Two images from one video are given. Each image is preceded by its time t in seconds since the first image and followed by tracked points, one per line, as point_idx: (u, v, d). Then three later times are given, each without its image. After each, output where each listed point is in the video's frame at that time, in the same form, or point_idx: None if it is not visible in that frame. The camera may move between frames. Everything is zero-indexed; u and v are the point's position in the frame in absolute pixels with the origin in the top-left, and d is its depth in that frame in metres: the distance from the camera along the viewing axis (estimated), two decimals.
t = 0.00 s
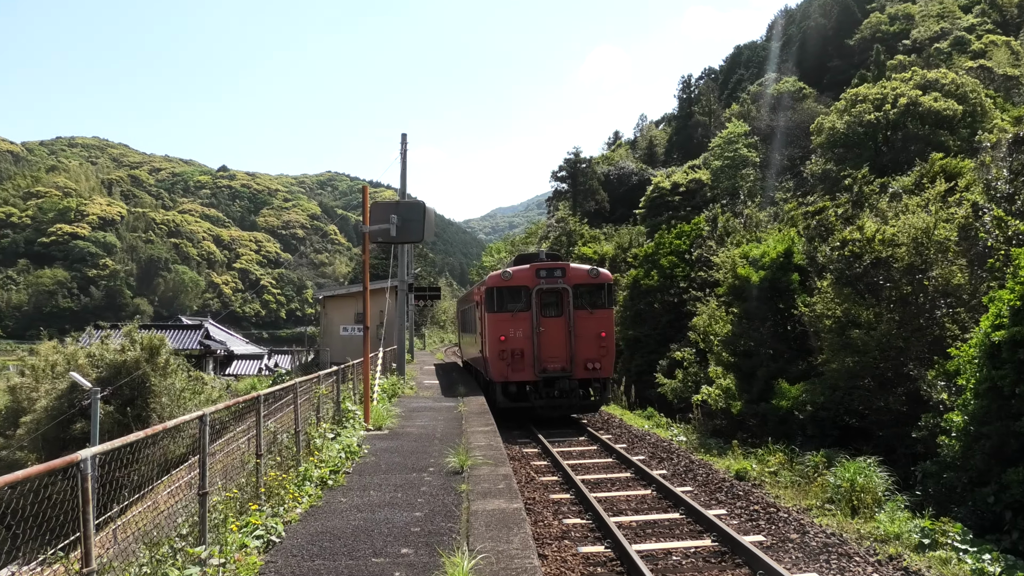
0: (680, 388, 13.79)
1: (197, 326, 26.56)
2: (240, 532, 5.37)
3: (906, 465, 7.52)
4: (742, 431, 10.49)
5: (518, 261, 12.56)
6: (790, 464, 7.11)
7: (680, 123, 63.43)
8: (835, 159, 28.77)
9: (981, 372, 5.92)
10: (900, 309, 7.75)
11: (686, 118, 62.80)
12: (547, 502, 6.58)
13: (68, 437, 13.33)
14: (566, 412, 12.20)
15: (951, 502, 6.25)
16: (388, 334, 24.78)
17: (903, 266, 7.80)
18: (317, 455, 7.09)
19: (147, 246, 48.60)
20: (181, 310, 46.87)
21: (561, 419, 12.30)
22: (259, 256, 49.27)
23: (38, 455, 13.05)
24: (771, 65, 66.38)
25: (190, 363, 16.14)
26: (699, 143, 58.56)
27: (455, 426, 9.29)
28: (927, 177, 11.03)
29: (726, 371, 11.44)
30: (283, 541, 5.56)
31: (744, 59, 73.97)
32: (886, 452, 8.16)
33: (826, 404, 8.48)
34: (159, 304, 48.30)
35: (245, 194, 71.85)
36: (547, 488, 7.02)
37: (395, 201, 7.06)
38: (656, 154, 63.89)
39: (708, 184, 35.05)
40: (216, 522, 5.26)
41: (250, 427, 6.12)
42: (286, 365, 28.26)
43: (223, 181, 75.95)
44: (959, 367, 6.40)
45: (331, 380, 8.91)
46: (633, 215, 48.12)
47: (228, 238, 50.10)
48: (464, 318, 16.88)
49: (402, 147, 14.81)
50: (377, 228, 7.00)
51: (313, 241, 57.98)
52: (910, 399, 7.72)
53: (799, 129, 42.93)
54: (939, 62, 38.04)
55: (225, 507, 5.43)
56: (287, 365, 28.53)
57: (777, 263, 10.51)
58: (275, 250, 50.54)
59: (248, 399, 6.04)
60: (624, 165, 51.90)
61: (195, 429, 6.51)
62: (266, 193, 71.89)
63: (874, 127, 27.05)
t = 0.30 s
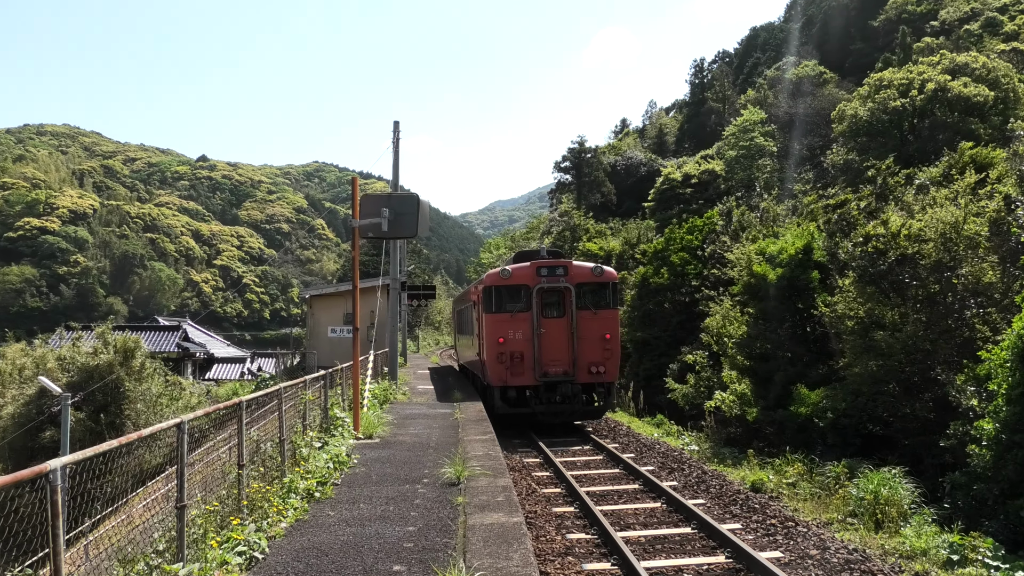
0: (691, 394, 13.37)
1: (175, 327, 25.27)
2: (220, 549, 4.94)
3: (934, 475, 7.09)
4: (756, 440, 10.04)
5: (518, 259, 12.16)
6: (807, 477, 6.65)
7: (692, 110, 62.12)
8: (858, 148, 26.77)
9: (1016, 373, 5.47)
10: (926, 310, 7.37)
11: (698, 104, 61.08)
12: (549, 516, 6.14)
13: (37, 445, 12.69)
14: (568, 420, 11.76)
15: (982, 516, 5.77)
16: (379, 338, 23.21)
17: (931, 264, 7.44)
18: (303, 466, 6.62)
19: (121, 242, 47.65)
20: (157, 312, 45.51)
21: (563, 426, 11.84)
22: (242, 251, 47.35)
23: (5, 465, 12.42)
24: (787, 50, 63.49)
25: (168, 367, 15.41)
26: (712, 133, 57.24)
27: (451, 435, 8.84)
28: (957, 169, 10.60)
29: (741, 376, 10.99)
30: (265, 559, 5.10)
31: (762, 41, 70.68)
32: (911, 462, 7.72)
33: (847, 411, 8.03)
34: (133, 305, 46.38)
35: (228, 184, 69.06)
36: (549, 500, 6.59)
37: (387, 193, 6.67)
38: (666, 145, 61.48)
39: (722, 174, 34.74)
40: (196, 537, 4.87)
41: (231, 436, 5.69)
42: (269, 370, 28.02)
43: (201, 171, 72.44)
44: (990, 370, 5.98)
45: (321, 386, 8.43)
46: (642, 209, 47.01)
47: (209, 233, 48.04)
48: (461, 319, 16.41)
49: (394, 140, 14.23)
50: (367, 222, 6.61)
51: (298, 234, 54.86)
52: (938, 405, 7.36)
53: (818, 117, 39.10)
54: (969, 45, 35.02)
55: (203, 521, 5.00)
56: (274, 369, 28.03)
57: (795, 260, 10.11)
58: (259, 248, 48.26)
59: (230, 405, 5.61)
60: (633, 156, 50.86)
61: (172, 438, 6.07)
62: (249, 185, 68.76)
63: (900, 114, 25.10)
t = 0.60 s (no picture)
0: (703, 400, 12.97)
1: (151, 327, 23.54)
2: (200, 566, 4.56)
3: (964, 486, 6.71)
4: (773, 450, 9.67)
5: (518, 256, 11.77)
6: (827, 489, 6.28)
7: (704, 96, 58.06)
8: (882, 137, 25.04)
9: None
10: (956, 309, 7.05)
11: (710, 90, 57.14)
12: (552, 531, 5.75)
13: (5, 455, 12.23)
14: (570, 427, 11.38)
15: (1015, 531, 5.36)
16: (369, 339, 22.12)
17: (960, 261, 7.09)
18: (288, 477, 6.20)
19: (93, 237, 47.21)
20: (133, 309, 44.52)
21: (565, 434, 11.43)
22: (221, 248, 49.73)
23: None
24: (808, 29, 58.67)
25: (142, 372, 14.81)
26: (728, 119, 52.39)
27: (446, 444, 8.43)
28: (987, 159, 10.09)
29: (758, 381, 10.69)
30: None
31: (779, 23, 65.14)
32: (939, 472, 7.34)
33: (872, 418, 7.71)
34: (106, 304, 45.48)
35: (205, 175, 66.79)
36: (552, 514, 6.20)
37: (377, 186, 6.53)
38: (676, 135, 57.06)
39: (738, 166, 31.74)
40: (173, 553, 4.50)
41: (212, 444, 5.30)
42: (251, 373, 27.73)
43: (178, 163, 69.62)
44: None
45: (308, 392, 8.01)
46: (652, 202, 42.65)
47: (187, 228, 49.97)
48: (457, 320, 16.00)
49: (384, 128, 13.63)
50: (356, 216, 6.43)
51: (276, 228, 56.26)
52: (968, 413, 6.96)
53: (838, 103, 36.52)
54: (1002, 26, 31.88)
55: (181, 537, 4.61)
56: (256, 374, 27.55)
57: (815, 257, 9.89)
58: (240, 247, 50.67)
59: (209, 412, 5.21)
60: (641, 145, 46.90)
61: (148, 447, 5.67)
62: (232, 176, 66.25)
63: (926, 100, 23.72)
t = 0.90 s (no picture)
0: (715, 406, 12.65)
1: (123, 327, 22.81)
2: None
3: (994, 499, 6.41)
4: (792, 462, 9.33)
5: (517, 254, 11.42)
6: (847, 502, 5.95)
7: (718, 82, 56.00)
8: (908, 125, 24.30)
9: None
10: (986, 309, 6.76)
11: (724, 76, 55.42)
12: (554, 546, 5.40)
13: None
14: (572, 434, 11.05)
15: None
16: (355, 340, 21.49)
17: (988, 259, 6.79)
18: (271, 488, 5.83)
19: (65, 233, 45.05)
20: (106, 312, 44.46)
21: (566, 441, 11.08)
22: (201, 244, 41.14)
23: None
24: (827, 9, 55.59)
25: (117, 376, 14.17)
26: (743, 108, 50.98)
27: (442, 454, 8.07)
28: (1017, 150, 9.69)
29: (773, 387, 10.43)
30: None
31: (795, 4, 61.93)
32: (968, 483, 7.06)
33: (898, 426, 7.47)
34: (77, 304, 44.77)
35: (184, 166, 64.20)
36: (554, 528, 5.85)
37: (369, 177, 6.23)
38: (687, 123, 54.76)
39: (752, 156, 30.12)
40: (149, 571, 4.18)
41: (191, 454, 4.95)
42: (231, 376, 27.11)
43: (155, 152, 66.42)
44: None
45: (293, 399, 7.58)
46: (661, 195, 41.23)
47: (164, 221, 43.42)
48: (452, 321, 15.59)
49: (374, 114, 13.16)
50: (346, 210, 6.20)
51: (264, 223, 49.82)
52: (998, 420, 6.69)
53: (860, 90, 35.21)
54: None
55: (159, 553, 4.28)
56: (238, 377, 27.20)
57: (835, 254, 9.72)
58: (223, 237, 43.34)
59: (188, 420, 4.85)
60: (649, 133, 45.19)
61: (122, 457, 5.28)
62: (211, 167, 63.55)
63: (954, 86, 23.15)
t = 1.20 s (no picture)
0: (729, 413, 12.34)
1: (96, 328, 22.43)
2: None
3: None
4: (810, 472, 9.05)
5: (516, 251, 11.09)
6: (871, 515, 5.67)
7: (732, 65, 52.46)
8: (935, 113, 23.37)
9: None
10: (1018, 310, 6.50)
11: (739, 59, 51.61)
12: (556, 560, 5.08)
13: None
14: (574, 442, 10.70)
15: None
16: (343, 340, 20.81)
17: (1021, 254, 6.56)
18: (255, 500, 5.50)
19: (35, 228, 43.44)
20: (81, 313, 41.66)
21: (567, 448, 10.71)
22: (180, 239, 43.05)
23: None
24: None
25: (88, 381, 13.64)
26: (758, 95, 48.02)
27: (437, 464, 7.73)
28: None
29: (791, 392, 10.17)
30: None
31: None
32: (997, 493, 6.83)
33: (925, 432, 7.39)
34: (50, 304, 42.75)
35: (162, 156, 61.39)
36: (557, 542, 5.52)
37: (359, 168, 6.09)
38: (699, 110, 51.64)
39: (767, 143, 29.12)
40: None
41: (170, 463, 4.62)
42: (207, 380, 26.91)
43: (133, 139, 63.51)
44: None
45: (280, 405, 7.23)
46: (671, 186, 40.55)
47: (140, 216, 43.50)
48: (448, 322, 15.24)
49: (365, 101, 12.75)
50: (334, 202, 5.97)
51: (243, 214, 51.40)
52: None
53: (884, 74, 34.46)
54: None
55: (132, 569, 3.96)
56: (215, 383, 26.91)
57: (857, 249, 9.55)
58: (200, 236, 44.37)
59: (168, 426, 4.54)
60: (662, 120, 44.19)
61: (95, 466, 4.94)
62: (187, 156, 62.58)
63: (985, 70, 22.54)
